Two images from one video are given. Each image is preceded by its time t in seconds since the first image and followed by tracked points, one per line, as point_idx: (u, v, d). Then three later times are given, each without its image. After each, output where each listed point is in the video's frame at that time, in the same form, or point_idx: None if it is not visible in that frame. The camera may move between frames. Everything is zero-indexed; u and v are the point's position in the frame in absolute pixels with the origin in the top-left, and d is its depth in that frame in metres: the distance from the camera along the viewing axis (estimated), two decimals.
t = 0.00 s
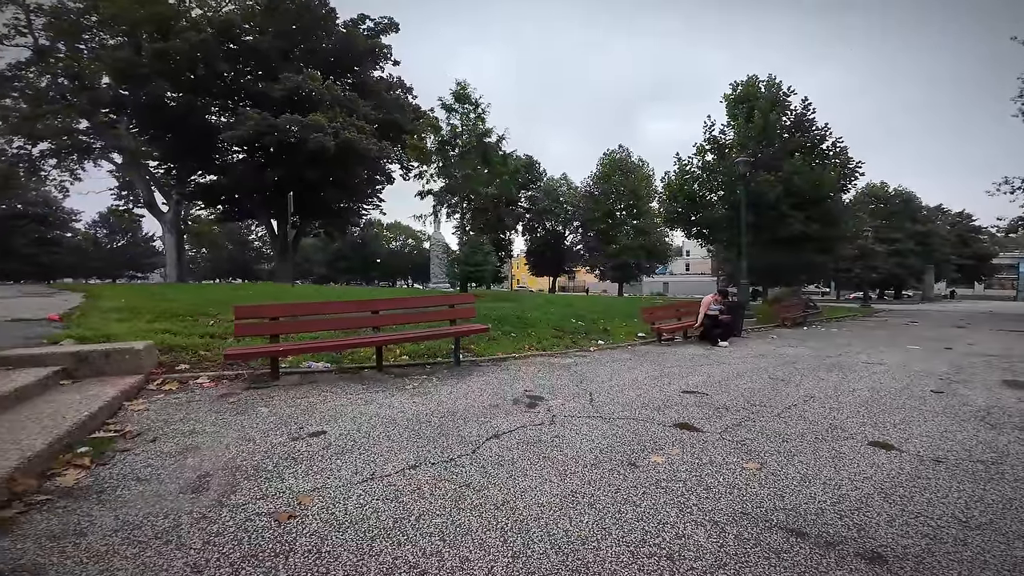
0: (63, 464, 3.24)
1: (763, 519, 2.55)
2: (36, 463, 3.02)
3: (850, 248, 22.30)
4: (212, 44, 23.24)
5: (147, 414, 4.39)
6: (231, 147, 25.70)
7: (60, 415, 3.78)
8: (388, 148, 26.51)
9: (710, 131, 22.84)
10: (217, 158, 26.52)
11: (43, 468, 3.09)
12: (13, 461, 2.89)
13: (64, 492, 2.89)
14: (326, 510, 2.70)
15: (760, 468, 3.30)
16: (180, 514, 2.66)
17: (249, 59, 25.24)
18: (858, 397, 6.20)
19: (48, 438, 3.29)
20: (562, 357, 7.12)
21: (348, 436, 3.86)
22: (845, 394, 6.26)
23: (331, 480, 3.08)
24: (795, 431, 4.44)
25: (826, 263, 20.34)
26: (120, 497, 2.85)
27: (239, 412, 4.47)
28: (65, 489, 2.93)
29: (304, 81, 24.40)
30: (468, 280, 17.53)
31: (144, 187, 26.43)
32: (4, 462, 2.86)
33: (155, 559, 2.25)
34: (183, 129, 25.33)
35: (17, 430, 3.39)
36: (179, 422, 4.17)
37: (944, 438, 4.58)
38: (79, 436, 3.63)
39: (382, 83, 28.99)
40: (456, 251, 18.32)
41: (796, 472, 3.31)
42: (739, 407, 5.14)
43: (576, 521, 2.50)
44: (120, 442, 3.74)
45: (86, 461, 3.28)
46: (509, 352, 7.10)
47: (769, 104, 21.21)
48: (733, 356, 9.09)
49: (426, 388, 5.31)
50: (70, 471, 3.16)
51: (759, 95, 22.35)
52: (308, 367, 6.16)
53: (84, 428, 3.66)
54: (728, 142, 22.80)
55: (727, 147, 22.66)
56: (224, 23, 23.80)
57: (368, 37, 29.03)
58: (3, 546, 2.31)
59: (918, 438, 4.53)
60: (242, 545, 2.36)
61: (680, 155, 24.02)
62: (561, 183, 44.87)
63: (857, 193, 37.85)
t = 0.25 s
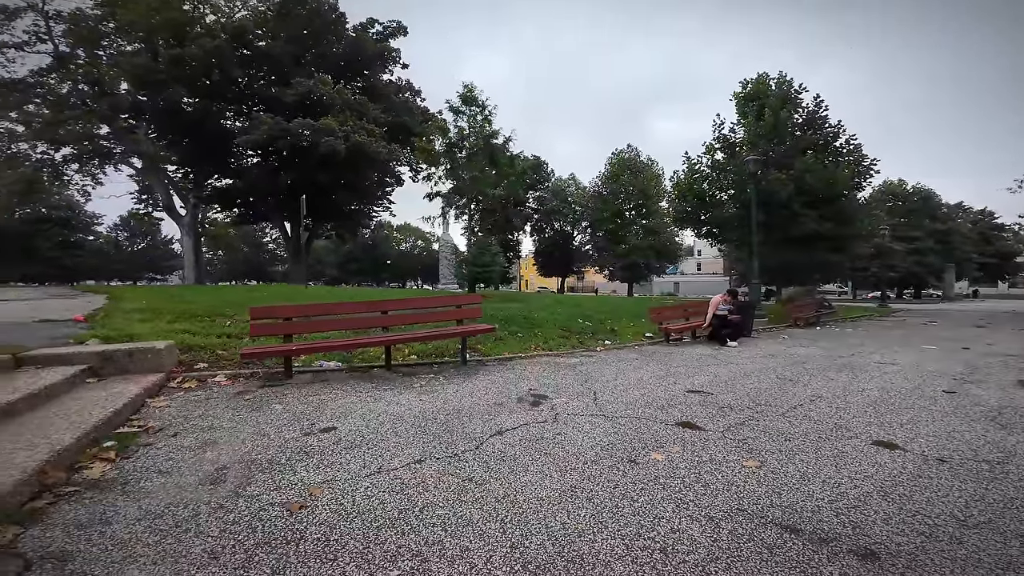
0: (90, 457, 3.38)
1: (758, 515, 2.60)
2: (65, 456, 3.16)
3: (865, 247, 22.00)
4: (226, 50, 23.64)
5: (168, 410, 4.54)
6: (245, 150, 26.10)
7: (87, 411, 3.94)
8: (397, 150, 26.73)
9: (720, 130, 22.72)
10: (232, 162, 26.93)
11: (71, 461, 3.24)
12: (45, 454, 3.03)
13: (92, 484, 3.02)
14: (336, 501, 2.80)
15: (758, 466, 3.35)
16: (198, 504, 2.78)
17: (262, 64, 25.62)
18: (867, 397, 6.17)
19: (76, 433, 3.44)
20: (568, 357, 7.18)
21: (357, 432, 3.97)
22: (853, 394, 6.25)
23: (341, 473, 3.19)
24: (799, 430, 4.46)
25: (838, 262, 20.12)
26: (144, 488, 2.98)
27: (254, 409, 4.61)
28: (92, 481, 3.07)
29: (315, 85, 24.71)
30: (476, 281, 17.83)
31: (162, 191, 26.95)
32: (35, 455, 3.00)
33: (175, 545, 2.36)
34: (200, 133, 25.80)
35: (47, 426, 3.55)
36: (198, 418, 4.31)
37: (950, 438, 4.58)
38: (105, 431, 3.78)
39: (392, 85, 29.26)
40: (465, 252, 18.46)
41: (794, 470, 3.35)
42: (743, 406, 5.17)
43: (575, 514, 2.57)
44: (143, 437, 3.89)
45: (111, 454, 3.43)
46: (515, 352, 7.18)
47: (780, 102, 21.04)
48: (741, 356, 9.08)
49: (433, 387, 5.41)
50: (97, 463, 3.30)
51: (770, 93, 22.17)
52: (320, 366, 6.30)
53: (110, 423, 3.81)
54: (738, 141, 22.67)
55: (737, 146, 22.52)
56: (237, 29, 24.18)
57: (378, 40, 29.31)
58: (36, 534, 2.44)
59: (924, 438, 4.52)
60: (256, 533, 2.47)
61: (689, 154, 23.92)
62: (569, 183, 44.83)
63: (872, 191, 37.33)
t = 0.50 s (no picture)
0: (121, 451, 3.51)
1: (758, 510, 2.64)
2: (98, 450, 3.28)
3: (884, 245, 21.60)
4: (241, 56, 24.04)
5: (193, 407, 4.68)
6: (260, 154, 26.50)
7: (118, 408, 4.09)
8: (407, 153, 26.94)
9: (731, 128, 22.53)
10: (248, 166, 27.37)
11: (104, 455, 3.36)
12: (79, 449, 3.16)
13: (123, 476, 3.14)
14: (351, 492, 2.90)
15: (762, 464, 3.37)
16: (221, 495, 2.89)
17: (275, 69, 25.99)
18: (881, 398, 6.09)
19: (107, 428, 3.56)
20: (576, 357, 7.20)
21: (368, 428, 4.06)
22: (865, 393, 6.19)
23: (356, 465, 3.28)
24: (807, 429, 4.45)
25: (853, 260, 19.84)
26: (172, 480, 3.10)
27: (273, 406, 4.74)
28: (123, 474, 3.18)
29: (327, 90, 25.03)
30: (486, 282, 17.91)
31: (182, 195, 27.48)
32: (70, 449, 3.12)
33: (203, 532, 2.47)
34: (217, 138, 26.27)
35: (79, 422, 3.69)
36: (221, 414, 4.45)
37: (962, 437, 4.54)
38: (134, 426, 3.91)
39: (402, 89, 29.51)
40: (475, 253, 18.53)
41: (797, 467, 3.35)
42: (751, 405, 5.15)
43: (578, 507, 2.63)
44: (171, 432, 4.02)
45: (140, 449, 3.54)
46: (524, 352, 7.24)
47: (792, 99, 20.82)
48: (752, 356, 9.02)
49: (444, 385, 5.49)
50: (128, 457, 3.42)
51: (781, 90, 21.95)
52: (335, 365, 6.43)
53: (138, 419, 3.94)
54: (750, 139, 22.45)
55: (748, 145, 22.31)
56: (252, 35, 24.58)
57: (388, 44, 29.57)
58: (72, 523, 2.56)
59: (933, 437, 4.48)
60: (275, 523, 2.57)
61: (700, 152, 23.77)
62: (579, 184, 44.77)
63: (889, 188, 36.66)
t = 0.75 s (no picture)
0: (151, 448, 3.61)
1: (767, 507, 2.65)
2: (129, 446, 3.39)
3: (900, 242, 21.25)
4: (256, 63, 24.41)
5: (217, 405, 4.79)
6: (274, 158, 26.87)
7: (145, 406, 4.20)
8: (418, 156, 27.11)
9: (743, 126, 22.35)
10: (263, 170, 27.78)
11: (135, 451, 3.46)
12: (111, 446, 3.26)
13: (153, 471, 3.24)
14: (367, 486, 2.96)
15: (772, 461, 3.38)
16: (243, 489, 2.97)
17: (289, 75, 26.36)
18: (897, 397, 6.02)
19: (136, 426, 3.67)
20: (587, 357, 7.22)
21: (383, 426, 4.13)
22: (881, 393, 6.11)
23: (371, 462, 3.35)
24: (820, 428, 4.42)
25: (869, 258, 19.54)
26: (198, 475, 3.19)
27: (292, 404, 4.83)
28: (152, 469, 3.28)
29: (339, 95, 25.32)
30: (497, 283, 17.98)
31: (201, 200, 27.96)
32: (103, 446, 3.23)
33: (229, 524, 2.55)
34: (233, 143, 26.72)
35: (110, 420, 3.81)
36: (242, 412, 4.55)
37: (979, 436, 4.46)
38: (162, 424, 4.03)
39: (412, 92, 29.74)
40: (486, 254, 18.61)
41: (808, 465, 3.35)
42: (762, 404, 5.13)
43: (587, 503, 2.67)
44: (197, 429, 4.13)
45: (168, 445, 3.65)
46: (534, 352, 7.29)
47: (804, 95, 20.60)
48: (765, 355, 8.94)
49: (457, 384, 5.55)
50: (158, 453, 3.53)
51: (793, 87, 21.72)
52: (350, 365, 6.52)
53: (166, 417, 4.06)
54: (762, 136, 22.25)
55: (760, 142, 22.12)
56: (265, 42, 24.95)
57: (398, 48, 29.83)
58: (106, 515, 2.65)
59: (949, 436, 4.43)
60: (295, 515, 2.64)
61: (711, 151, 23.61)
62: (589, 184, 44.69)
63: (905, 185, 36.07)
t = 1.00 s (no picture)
0: (170, 445, 3.73)
1: (765, 504, 2.68)
2: (149, 443, 3.50)
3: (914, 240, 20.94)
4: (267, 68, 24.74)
5: (231, 404, 4.91)
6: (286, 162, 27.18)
7: (164, 405, 4.33)
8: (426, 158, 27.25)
9: (752, 124, 22.22)
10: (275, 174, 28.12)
11: (155, 448, 3.57)
12: (132, 443, 3.37)
13: (172, 467, 3.35)
14: (373, 481, 3.04)
15: (773, 459, 3.40)
16: (256, 483, 3.06)
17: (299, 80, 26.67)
18: (906, 396, 5.96)
19: (156, 424, 3.79)
20: (592, 357, 7.23)
21: (391, 424, 4.20)
22: (889, 391, 6.08)
23: (378, 458, 3.43)
24: (824, 427, 4.41)
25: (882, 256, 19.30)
26: (214, 470, 3.29)
27: (303, 403, 4.93)
28: (171, 465, 3.39)
29: (348, 100, 25.57)
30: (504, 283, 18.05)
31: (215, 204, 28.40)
32: (124, 443, 3.34)
33: (242, 516, 2.64)
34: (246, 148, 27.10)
35: (131, 418, 3.94)
36: (255, 410, 4.67)
37: (988, 435, 4.42)
38: (181, 422, 4.14)
39: (420, 95, 29.95)
40: (493, 255, 18.69)
41: (810, 463, 3.37)
42: (768, 403, 5.12)
43: (587, 498, 2.72)
44: (213, 426, 4.25)
45: (187, 443, 3.76)
46: (540, 352, 7.32)
47: (814, 92, 20.43)
48: (773, 355, 8.89)
49: (464, 384, 5.62)
50: (176, 450, 3.64)
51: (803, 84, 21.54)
52: (360, 365, 6.62)
53: (184, 415, 4.17)
54: (771, 134, 22.09)
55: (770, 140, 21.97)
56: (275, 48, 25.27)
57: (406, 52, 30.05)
58: (128, 508, 2.76)
59: (957, 436, 4.39)
60: (304, 508, 2.73)
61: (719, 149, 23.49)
62: (597, 184, 44.65)
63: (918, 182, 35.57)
